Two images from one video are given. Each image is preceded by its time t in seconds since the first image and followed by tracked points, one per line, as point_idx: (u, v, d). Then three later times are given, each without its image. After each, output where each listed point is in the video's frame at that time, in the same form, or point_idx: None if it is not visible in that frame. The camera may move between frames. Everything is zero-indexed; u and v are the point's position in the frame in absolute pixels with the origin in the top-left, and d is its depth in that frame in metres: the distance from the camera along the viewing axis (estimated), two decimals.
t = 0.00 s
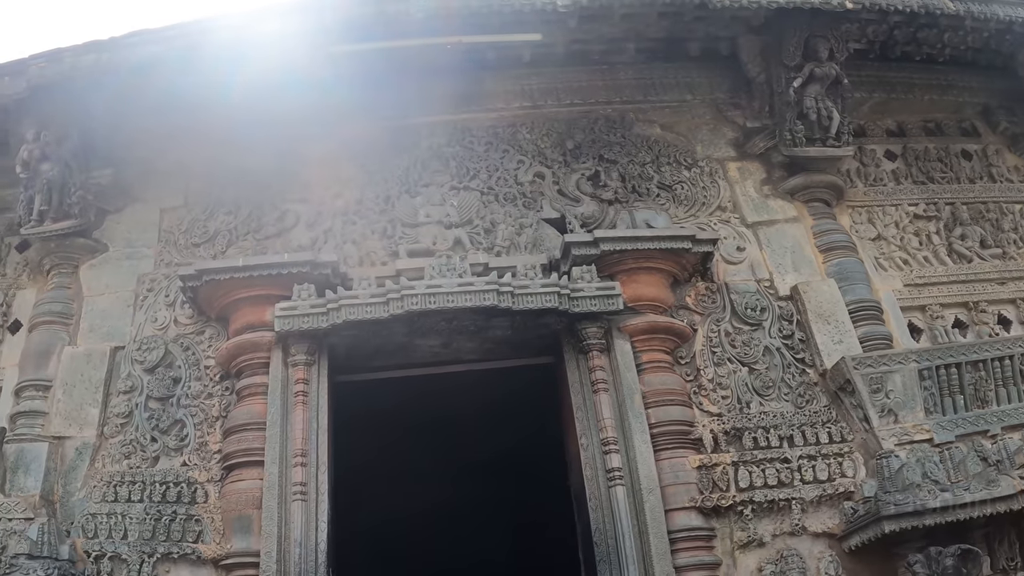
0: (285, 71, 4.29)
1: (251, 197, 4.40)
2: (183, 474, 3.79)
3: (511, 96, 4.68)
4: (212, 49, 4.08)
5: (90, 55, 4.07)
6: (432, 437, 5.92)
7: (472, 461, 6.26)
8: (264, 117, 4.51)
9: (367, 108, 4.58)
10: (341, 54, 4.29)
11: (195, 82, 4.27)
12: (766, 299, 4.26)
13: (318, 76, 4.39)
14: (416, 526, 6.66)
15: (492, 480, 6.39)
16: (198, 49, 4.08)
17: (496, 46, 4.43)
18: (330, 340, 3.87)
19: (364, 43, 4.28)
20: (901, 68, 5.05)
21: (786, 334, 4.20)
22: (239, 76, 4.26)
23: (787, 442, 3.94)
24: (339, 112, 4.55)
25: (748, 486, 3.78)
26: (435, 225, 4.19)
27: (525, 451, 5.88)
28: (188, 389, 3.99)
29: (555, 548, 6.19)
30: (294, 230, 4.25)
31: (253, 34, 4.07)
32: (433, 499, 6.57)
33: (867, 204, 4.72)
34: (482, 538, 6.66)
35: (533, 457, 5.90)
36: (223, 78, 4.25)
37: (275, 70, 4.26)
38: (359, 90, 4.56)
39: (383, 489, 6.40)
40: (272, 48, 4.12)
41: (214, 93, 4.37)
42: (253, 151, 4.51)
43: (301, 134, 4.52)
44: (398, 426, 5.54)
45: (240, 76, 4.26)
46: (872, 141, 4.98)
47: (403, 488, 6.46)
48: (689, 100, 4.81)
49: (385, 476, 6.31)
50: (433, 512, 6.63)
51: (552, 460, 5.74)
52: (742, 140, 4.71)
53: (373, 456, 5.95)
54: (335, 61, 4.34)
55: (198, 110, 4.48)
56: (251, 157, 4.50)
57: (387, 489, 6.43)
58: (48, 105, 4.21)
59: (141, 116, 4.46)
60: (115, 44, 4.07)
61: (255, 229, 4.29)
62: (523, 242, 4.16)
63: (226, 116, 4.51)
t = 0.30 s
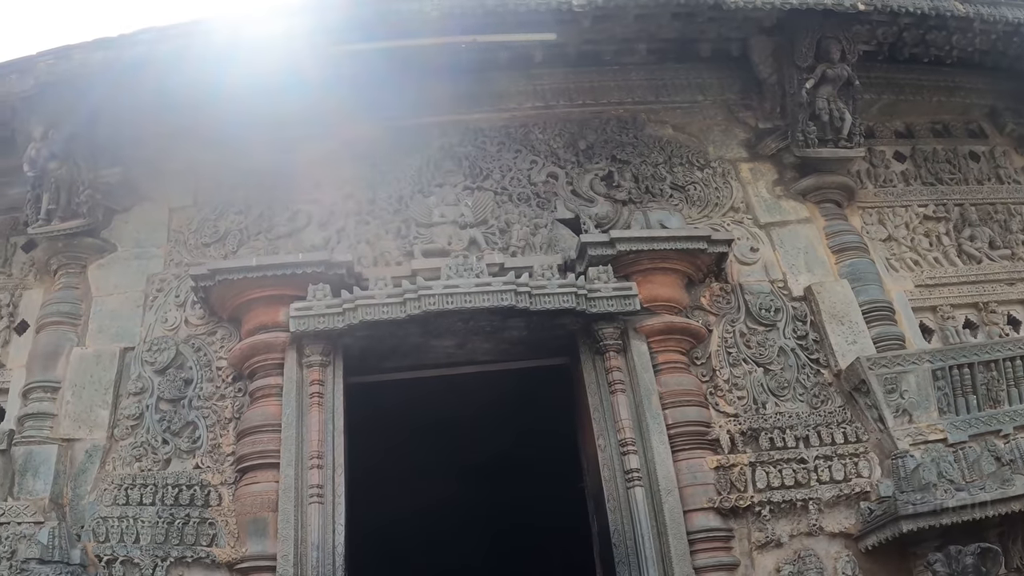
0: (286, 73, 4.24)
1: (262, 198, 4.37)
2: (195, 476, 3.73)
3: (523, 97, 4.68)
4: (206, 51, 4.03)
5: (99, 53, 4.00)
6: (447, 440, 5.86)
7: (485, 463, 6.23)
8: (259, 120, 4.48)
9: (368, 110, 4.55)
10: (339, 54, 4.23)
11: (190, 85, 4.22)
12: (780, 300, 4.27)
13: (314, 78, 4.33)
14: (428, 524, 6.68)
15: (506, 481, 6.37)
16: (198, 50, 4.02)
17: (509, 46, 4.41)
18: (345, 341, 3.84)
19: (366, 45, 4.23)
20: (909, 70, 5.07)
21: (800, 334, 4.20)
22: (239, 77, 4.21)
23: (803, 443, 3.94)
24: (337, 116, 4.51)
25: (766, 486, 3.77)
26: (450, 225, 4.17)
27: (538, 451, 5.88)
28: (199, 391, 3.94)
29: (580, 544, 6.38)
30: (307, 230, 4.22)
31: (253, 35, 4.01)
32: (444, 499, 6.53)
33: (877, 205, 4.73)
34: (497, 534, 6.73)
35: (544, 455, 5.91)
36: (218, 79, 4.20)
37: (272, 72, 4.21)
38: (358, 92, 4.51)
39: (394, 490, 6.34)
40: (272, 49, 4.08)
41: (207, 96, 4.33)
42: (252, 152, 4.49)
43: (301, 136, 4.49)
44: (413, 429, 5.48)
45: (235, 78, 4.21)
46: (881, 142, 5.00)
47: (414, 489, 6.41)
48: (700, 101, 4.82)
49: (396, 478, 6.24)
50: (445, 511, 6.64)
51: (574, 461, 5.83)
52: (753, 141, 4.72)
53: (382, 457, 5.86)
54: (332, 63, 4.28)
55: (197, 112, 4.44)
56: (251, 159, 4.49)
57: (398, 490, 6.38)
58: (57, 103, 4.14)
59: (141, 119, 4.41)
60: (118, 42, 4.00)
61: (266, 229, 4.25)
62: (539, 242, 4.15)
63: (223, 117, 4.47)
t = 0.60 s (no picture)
0: (282, 73, 4.22)
1: (270, 198, 4.35)
2: (207, 478, 3.70)
3: (532, 98, 4.69)
4: (201, 52, 3.99)
5: (106, 51, 3.95)
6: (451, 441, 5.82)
7: (487, 463, 6.20)
8: (253, 121, 4.46)
9: (358, 111, 4.54)
10: (332, 54, 4.22)
11: (187, 86, 4.18)
12: (790, 301, 4.28)
13: (306, 79, 4.31)
14: (427, 524, 6.62)
15: (508, 481, 6.35)
16: (196, 50, 3.98)
17: (520, 47, 4.43)
18: (357, 342, 3.84)
19: (360, 45, 4.20)
20: (914, 73, 5.14)
21: (810, 336, 4.22)
22: (236, 78, 4.18)
23: (814, 443, 3.95)
24: (330, 116, 4.50)
25: (779, 487, 3.78)
26: (462, 226, 4.17)
27: (541, 450, 5.88)
28: (210, 392, 3.92)
29: (580, 544, 6.37)
30: (317, 230, 4.21)
31: (249, 37, 3.95)
32: (444, 498, 6.48)
33: (884, 207, 4.76)
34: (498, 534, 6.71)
35: (546, 453, 5.91)
36: (216, 79, 4.15)
37: (266, 73, 4.17)
38: (350, 92, 4.51)
39: (394, 492, 6.24)
40: (267, 50, 4.04)
41: (202, 97, 4.29)
42: (249, 152, 4.48)
43: (295, 136, 4.48)
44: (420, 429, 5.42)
45: (231, 78, 4.17)
46: (888, 145, 5.03)
47: (414, 491, 6.35)
48: (709, 103, 4.84)
49: (397, 480, 6.16)
50: (445, 510, 6.59)
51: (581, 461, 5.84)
52: (762, 143, 4.74)
53: (384, 460, 5.82)
54: (326, 62, 4.27)
55: (196, 112, 4.40)
56: (250, 159, 4.47)
57: (398, 493, 6.29)
58: (67, 102, 4.11)
59: (141, 120, 4.35)
60: (120, 41, 3.96)
61: (276, 229, 4.23)
62: (551, 243, 4.16)
63: (220, 118, 4.44)
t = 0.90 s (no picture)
0: (292, 73, 4.21)
1: (281, 200, 4.35)
2: (219, 480, 3.69)
3: (542, 100, 4.70)
4: (211, 52, 4.00)
5: (115, 52, 3.96)
6: (458, 447, 5.97)
7: (495, 470, 6.34)
8: (263, 122, 4.46)
9: (373, 114, 4.55)
10: (346, 55, 4.22)
11: (195, 87, 4.18)
12: (798, 303, 4.32)
13: (319, 79, 4.31)
14: (439, 530, 6.79)
15: (518, 481, 6.39)
16: (206, 51, 3.99)
17: (530, 49, 4.43)
18: (370, 344, 3.85)
19: (372, 46, 4.20)
20: (919, 77, 5.15)
21: (818, 337, 4.25)
22: (246, 79, 4.18)
23: (824, 444, 3.97)
24: (343, 118, 4.51)
25: (789, 487, 3.81)
26: (474, 228, 4.20)
27: (546, 450, 5.91)
28: (222, 393, 3.91)
29: (589, 544, 6.36)
30: (328, 231, 4.21)
31: (259, 37, 3.98)
32: (456, 497, 6.59)
33: (889, 210, 4.81)
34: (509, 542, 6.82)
35: (552, 455, 5.93)
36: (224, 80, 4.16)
37: (276, 73, 4.18)
38: (361, 93, 4.50)
39: (405, 499, 6.44)
40: (279, 51, 4.05)
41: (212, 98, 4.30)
42: (258, 154, 4.48)
43: (307, 138, 4.47)
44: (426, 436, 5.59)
45: (241, 79, 4.17)
46: (892, 148, 5.09)
47: (426, 490, 6.47)
48: (717, 106, 4.87)
49: (407, 487, 6.35)
50: (457, 517, 6.76)
51: (586, 467, 5.91)
52: (769, 146, 4.78)
53: (393, 461, 5.93)
54: (337, 63, 4.26)
55: (204, 114, 4.40)
56: (258, 161, 4.47)
57: (410, 492, 6.42)
58: (77, 102, 4.11)
59: (149, 121, 4.35)
60: (129, 42, 3.96)
61: (286, 230, 4.23)
62: (562, 245, 4.19)
63: (228, 119, 4.44)
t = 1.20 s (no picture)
0: (292, 76, 4.18)
1: (293, 203, 4.36)
2: (236, 483, 3.70)
3: (553, 105, 4.73)
4: (213, 55, 3.99)
5: (122, 55, 3.96)
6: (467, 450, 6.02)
7: (508, 472, 6.37)
8: (267, 124, 4.44)
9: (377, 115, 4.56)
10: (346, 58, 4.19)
11: (200, 90, 4.17)
12: (807, 308, 4.37)
13: (319, 82, 4.28)
14: (448, 534, 6.83)
15: (525, 483, 6.46)
16: (208, 52, 3.98)
17: (542, 55, 4.46)
18: (386, 348, 3.87)
19: (373, 48, 4.18)
20: (924, 82, 5.20)
21: (827, 341, 4.29)
22: (247, 81, 4.15)
23: (833, 447, 4.01)
24: (344, 118, 4.50)
25: (799, 490, 3.85)
26: (488, 233, 4.24)
27: (555, 452, 5.97)
28: (237, 396, 3.92)
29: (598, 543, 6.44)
30: (341, 235, 4.23)
31: (262, 39, 3.98)
32: (464, 501, 6.63)
33: (895, 215, 4.86)
34: (518, 545, 6.85)
35: (561, 455, 6.00)
36: (227, 83, 4.15)
37: (277, 76, 4.15)
38: (365, 94, 4.49)
39: (417, 498, 6.42)
40: (280, 53, 4.03)
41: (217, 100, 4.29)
42: (266, 156, 4.48)
43: (311, 140, 4.47)
44: (441, 435, 5.61)
45: (242, 81, 4.15)
46: (898, 154, 5.15)
47: (434, 496, 6.50)
48: (726, 111, 4.90)
49: (420, 485, 6.33)
50: (465, 518, 6.78)
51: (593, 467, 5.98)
52: (777, 152, 4.83)
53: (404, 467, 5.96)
54: (339, 66, 4.24)
55: (210, 115, 4.40)
56: (268, 161, 4.48)
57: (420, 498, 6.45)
58: (86, 106, 4.10)
59: (158, 123, 4.35)
60: (138, 43, 3.97)
61: (300, 234, 4.25)
62: (575, 250, 4.23)
63: (233, 121, 4.44)
